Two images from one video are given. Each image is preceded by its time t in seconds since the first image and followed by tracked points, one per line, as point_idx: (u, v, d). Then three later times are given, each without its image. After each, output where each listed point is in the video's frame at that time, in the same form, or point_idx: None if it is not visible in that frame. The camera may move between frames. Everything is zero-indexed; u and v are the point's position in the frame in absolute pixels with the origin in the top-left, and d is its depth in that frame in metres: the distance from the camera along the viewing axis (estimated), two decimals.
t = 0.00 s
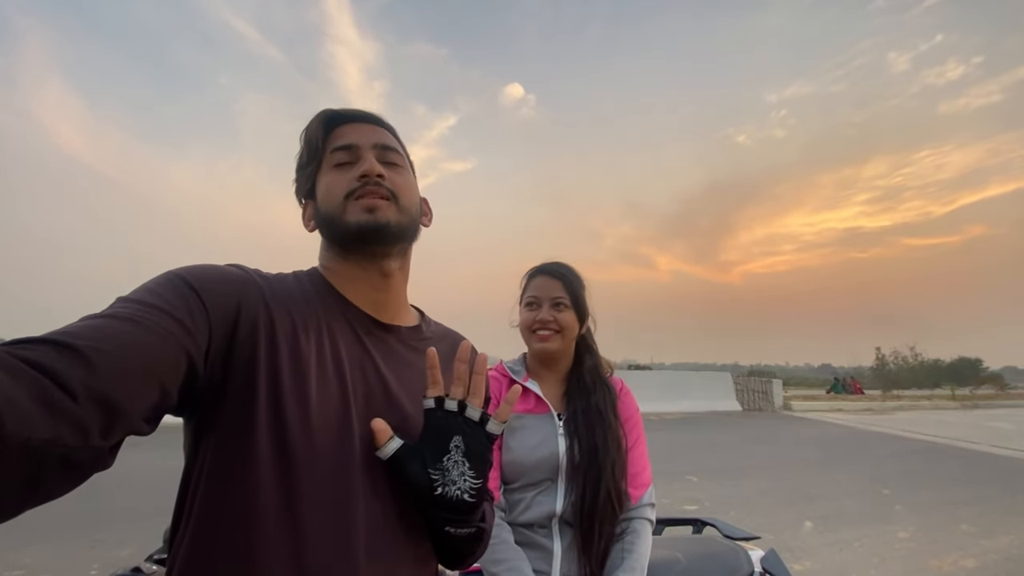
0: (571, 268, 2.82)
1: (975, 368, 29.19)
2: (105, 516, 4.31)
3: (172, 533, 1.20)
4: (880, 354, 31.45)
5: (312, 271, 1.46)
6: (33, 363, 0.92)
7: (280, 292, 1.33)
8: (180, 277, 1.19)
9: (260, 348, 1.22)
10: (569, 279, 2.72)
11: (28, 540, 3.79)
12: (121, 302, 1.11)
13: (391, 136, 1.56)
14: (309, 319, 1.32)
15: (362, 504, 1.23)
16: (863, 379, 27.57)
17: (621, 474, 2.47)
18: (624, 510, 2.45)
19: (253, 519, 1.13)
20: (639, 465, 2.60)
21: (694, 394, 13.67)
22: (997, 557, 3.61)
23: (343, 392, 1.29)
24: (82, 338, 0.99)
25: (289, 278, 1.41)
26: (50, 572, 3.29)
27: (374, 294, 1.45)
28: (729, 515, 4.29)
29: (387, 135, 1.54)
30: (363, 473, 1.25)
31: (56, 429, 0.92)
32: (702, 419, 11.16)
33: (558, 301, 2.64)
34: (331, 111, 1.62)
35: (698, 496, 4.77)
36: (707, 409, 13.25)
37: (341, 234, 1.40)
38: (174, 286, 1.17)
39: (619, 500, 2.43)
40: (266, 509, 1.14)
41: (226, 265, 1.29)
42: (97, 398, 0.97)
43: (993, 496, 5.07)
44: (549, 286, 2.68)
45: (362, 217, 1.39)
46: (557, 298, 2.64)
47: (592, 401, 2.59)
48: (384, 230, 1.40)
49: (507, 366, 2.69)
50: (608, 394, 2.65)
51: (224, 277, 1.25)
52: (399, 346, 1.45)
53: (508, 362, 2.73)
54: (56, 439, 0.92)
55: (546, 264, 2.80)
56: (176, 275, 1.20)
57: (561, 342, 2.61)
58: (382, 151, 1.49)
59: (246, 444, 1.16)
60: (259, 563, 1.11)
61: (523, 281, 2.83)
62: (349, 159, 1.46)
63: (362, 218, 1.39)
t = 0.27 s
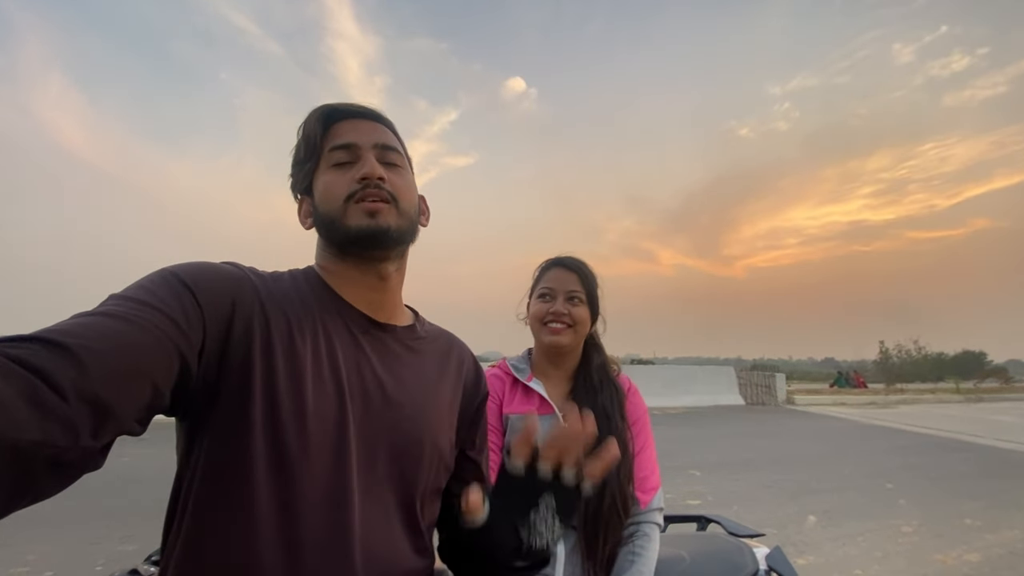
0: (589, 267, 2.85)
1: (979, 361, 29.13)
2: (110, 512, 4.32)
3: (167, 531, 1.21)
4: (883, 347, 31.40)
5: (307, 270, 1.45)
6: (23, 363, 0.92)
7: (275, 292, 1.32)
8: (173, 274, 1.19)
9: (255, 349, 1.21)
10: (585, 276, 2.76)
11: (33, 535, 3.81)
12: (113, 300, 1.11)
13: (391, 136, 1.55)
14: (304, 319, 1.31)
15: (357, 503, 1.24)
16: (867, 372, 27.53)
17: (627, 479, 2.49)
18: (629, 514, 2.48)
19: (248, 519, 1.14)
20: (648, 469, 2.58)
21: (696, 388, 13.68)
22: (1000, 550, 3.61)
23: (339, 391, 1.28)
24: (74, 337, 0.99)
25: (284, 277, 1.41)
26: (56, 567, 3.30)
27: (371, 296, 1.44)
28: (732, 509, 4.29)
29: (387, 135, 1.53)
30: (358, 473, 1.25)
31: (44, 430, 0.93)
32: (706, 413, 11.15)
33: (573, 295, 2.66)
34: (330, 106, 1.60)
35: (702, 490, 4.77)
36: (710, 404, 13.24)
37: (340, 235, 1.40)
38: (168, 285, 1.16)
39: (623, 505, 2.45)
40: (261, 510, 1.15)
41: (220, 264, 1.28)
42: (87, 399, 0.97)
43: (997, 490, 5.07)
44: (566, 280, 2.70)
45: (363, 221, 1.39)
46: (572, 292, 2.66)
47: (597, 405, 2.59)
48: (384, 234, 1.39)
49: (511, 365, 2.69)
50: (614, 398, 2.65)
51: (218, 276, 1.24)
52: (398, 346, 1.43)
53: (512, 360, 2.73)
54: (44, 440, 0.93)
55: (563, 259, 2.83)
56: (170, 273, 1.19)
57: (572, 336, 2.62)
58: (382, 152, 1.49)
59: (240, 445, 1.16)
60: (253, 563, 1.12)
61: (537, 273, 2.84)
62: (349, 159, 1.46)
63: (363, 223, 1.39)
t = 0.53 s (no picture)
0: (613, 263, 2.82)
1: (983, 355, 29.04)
2: (118, 507, 4.35)
3: (165, 534, 1.20)
4: (888, 342, 31.32)
5: (301, 268, 1.44)
6: (12, 360, 0.92)
7: (268, 291, 1.31)
8: (164, 273, 1.18)
9: (248, 348, 1.21)
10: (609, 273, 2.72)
11: (42, 531, 3.83)
12: (105, 299, 1.10)
13: (387, 132, 1.55)
14: (298, 318, 1.30)
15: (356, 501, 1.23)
16: (871, 366, 27.47)
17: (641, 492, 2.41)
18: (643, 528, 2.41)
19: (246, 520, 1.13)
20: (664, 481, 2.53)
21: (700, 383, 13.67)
22: (1006, 545, 3.59)
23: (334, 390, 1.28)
24: (64, 336, 0.99)
25: (278, 276, 1.40)
26: (63, 564, 3.31)
27: (366, 293, 1.42)
28: (736, 505, 4.28)
29: (383, 132, 1.52)
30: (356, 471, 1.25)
31: (35, 428, 0.92)
32: (710, 408, 11.14)
33: (592, 288, 2.62)
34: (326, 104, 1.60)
35: (706, 486, 4.76)
36: (714, 399, 13.23)
37: (334, 232, 1.39)
38: (160, 284, 1.16)
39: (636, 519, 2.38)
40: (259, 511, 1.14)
41: (213, 263, 1.28)
42: (78, 397, 0.97)
43: (1003, 484, 5.05)
44: (587, 272, 2.67)
45: (355, 215, 1.38)
46: (592, 285, 2.63)
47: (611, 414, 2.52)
48: (377, 229, 1.38)
49: (519, 368, 2.66)
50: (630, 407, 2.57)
51: (210, 275, 1.24)
52: (393, 343, 1.42)
53: (521, 359, 2.70)
54: (34, 438, 0.92)
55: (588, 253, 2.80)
56: (162, 272, 1.19)
57: (586, 328, 2.57)
58: (377, 148, 1.48)
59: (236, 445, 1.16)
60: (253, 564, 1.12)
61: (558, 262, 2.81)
62: (343, 156, 1.45)
63: (355, 216, 1.37)
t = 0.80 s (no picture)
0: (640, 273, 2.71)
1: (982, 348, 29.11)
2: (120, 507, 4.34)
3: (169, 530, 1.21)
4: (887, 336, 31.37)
5: (298, 268, 1.44)
6: (13, 352, 0.91)
7: (268, 289, 1.31)
8: (167, 271, 1.18)
9: (248, 346, 1.20)
10: (633, 282, 2.62)
11: (44, 531, 3.82)
12: (108, 295, 1.09)
13: (379, 127, 1.53)
14: (298, 316, 1.30)
15: (357, 498, 1.23)
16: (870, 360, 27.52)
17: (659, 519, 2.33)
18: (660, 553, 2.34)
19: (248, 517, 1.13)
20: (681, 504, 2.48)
21: (701, 378, 13.69)
22: (1007, 538, 3.61)
23: (334, 387, 1.28)
24: (66, 329, 0.98)
25: (277, 275, 1.39)
26: (66, 563, 3.31)
27: (365, 291, 1.40)
28: (738, 500, 4.29)
29: (376, 128, 1.51)
30: (358, 468, 1.25)
31: (38, 420, 0.92)
32: (711, 404, 11.16)
33: (612, 296, 2.53)
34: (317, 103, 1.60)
35: (708, 481, 4.77)
36: (715, 394, 13.25)
37: (329, 230, 1.38)
38: (161, 281, 1.15)
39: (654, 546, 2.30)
40: (260, 508, 1.14)
41: (213, 262, 1.27)
42: (80, 390, 0.96)
43: (1003, 477, 5.07)
44: (609, 278, 2.58)
45: (349, 212, 1.36)
46: (612, 292, 2.54)
47: (630, 441, 2.41)
48: (372, 226, 1.36)
49: (533, 380, 2.55)
50: (650, 432, 2.47)
51: (210, 272, 1.23)
52: (395, 339, 1.41)
53: (532, 370, 2.60)
54: (37, 429, 0.92)
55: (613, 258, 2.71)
56: (163, 269, 1.18)
57: (602, 337, 2.47)
58: (368, 144, 1.46)
59: (237, 442, 1.16)
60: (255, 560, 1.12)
61: (580, 265, 2.73)
62: (335, 155, 1.44)
63: (349, 213, 1.36)
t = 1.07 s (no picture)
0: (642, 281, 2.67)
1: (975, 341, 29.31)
2: (117, 507, 4.33)
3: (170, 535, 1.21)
4: (880, 330, 31.55)
5: (296, 276, 1.43)
6: (24, 364, 0.92)
7: (268, 296, 1.31)
8: (167, 280, 1.18)
9: (248, 354, 1.20)
10: (634, 293, 2.60)
11: (41, 532, 3.82)
12: (110, 305, 1.10)
13: (376, 135, 1.51)
14: (298, 324, 1.30)
15: (358, 505, 1.23)
16: (864, 354, 27.68)
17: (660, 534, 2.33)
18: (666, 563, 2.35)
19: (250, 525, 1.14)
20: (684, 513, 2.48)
21: (696, 373, 13.75)
22: (999, 531, 3.65)
23: (334, 395, 1.28)
24: (73, 340, 0.99)
25: (276, 283, 1.39)
26: (64, 564, 3.30)
27: (364, 301, 1.40)
28: (733, 495, 4.32)
29: (373, 136, 1.49)
30: (358, 476, 1.25)
31: (50, 428, 0.92)
32: (706, 399, 11.20)
33: (611, 311, 2.52)
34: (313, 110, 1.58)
35: (703, 476, 4.80)
36: (710, 389, 13.31)
37: (327, 242, 1.37)
38: (163, 291, 1.15)
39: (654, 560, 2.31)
40: (262, 516, 1.15)
41: (213, 271, 1.27)
42: (90, 398, 0.96)
43: (995, 471, 5.12)
44: (608, 291, 2.56)
45: (348, 224, 1.36)
46: (612, 307, 2.52)
47: (632, 457, 2.40)
48: (371, 237, 1.36)
49: (532, 392, 2.54)
50: (653, 448, 2.46)
51: (212, 281, 1.23)
52: (395, 345, 1.41)
53: (532, 381, 2.59)
54: (50, 437, 0.92)
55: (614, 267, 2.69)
56: (164, 279, 1.18)
57: (602, 356, 2.47)
58: (367, 155, 1.45)
59: (238, 450, 1.16)
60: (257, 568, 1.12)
61: (580, 276, 2.71)
62: (332, 165, 1.43)
63: (348, 225, 1.35)
